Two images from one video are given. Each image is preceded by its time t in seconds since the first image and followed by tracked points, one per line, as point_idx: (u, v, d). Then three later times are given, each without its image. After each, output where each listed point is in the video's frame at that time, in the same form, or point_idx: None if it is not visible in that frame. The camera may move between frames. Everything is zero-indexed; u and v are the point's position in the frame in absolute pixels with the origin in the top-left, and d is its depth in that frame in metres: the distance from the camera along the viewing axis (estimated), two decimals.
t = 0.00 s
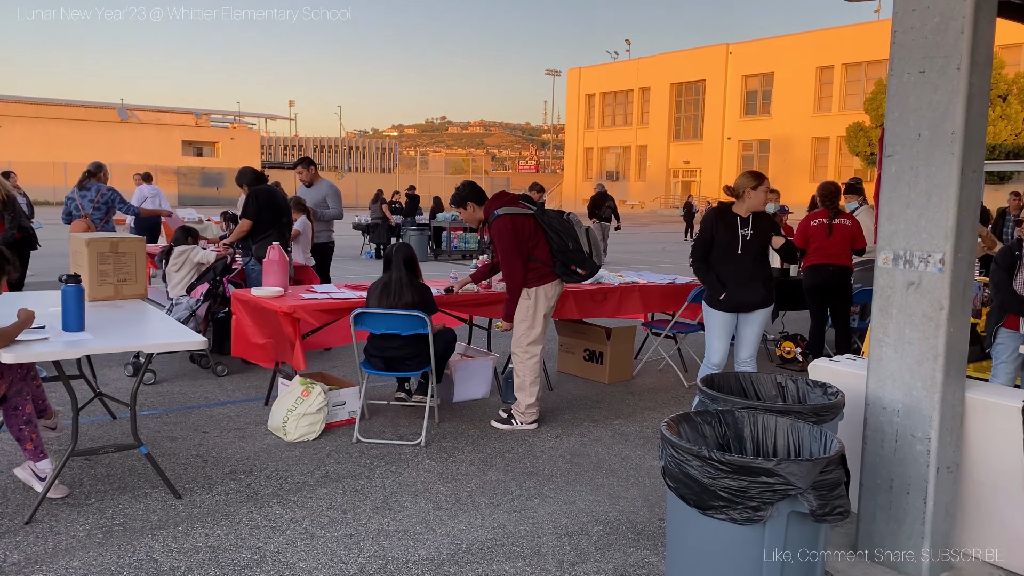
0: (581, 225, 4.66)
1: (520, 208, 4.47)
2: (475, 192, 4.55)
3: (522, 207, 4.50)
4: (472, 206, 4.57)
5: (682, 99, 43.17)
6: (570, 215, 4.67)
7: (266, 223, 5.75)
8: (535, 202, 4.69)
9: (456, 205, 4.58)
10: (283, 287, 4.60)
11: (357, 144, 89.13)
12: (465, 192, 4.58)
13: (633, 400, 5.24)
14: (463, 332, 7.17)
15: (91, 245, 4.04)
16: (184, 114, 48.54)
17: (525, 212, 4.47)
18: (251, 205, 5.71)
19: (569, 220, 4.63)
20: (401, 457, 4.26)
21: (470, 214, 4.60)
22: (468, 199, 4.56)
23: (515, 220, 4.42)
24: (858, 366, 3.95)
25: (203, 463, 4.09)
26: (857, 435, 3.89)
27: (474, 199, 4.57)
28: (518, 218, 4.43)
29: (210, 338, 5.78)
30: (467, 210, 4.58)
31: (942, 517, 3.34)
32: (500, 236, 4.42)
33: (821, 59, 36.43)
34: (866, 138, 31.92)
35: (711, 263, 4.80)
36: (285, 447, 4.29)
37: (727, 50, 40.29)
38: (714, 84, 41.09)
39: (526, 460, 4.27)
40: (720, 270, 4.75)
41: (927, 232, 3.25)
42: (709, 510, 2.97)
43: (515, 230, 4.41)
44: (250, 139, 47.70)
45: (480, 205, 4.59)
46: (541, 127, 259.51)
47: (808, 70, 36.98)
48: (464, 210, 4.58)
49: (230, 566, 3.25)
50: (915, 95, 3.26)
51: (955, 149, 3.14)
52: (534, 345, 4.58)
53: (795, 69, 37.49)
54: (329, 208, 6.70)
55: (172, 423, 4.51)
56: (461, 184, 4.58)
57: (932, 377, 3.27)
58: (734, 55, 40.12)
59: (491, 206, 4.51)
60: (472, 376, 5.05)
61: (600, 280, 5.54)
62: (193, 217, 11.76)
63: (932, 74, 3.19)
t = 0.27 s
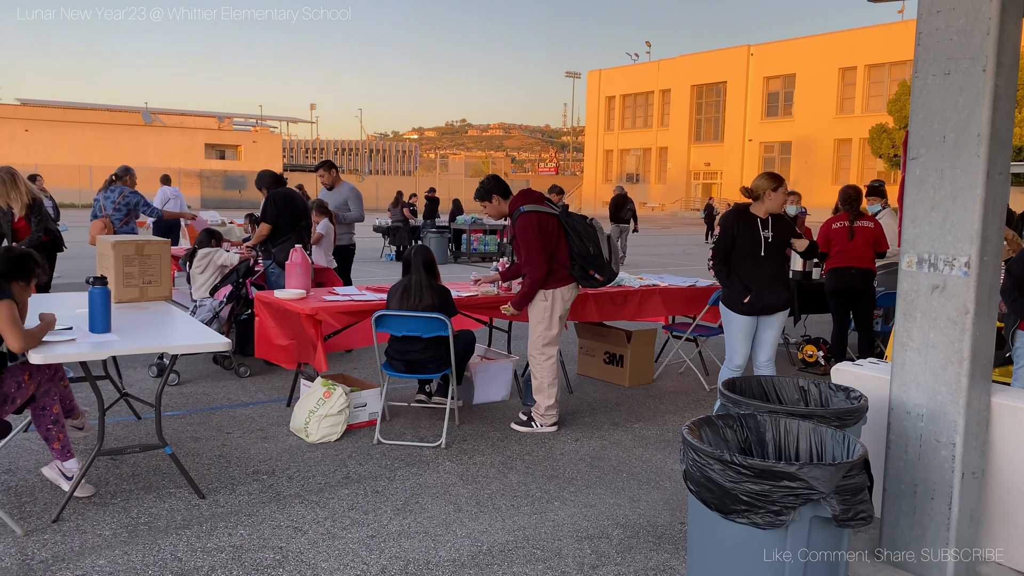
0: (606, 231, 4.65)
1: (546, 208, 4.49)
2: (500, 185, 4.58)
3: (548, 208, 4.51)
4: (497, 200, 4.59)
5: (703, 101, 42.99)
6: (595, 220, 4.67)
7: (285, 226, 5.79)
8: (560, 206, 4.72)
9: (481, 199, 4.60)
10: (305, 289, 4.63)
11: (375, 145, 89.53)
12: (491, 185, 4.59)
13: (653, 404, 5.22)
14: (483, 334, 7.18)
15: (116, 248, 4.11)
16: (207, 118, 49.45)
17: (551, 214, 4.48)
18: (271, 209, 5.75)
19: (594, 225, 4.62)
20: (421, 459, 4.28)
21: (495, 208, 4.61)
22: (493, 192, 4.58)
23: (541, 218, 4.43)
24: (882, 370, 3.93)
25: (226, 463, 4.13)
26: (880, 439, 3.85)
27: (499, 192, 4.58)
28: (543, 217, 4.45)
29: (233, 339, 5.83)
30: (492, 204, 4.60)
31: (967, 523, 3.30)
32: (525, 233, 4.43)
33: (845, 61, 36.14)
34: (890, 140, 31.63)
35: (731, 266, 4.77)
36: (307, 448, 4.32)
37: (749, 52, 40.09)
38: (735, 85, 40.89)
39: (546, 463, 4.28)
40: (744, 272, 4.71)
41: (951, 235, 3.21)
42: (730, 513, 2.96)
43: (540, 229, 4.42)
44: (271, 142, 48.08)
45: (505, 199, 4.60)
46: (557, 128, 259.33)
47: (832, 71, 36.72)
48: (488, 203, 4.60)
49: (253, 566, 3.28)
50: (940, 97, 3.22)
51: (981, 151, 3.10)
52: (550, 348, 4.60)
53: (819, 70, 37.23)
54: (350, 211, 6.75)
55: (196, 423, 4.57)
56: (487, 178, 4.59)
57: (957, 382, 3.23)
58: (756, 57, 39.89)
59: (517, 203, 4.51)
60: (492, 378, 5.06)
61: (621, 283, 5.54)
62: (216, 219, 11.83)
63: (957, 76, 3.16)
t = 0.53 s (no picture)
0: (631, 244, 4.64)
1: (575, 206, 4.51)
2: (534, 174, 4.53)
3: (577, 208, 4.53)
4: (529, 187, 4.56)
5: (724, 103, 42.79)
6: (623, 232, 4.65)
7: (305, 229, 5.84)
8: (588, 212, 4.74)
9: (512, 185, 4.56)
10: (327, 291, 4.67)
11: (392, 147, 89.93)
12: (524, 171, 4.55)
13: (674, 407, 5.21)
14: (503, 336, 7.19)
15: (142, 250, 4.17)
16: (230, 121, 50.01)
17: (579, 215, 4.51)
18: (290, 213, 5.82)
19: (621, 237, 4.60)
20: (442, 461, 4.30)
21: (526, 195, 4.58)
22: (526, 179, 4.54)
23: (569, 215, 4.45)
24: (906, 375, 3.89)
25: (249, 463, 4.17)
26: (905, 444, 3.81)
27: (533, 179, 4.55)
28: (572, 214, 4.47)
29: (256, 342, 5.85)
30: (524, 190, 4.56)
31: (993, 529, 3.25)
32: (552, 226, 4.43)
33: (868, 61, 35.82)
34: (913, 141, 31.29)
35: (752, 269, 4.74)
36: (329, 449, 4.35)
37: (772, 53, 39.85)
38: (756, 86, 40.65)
39: (566, 465, 4.28)
40: (765, 275, 4.67)
41: (977, 238, 3.17)
42: (753, 517, 2.94)
43: (567, 228, 4.43)
44: (292, 144, 48.47)
45: (537, 187, 4.58)
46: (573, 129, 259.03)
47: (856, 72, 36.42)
48: (520, 189, 4.56)
49: (275, 566, 3.31)
50: (965, 98, 3.19)
51: (1008, 153, 3.07)
52: (562, 348, 4.60)
53: (842, 71, 36.92)
54: (371, 214, 6.78)
55: (219, 424, 4.61)
56: (521, 163, 4.55)
57: (983, 387, 3.19)
58: (779, 58, 39.61)
59: (548, 195, 4.52)
60: (513, 380, 5.07)
61: (642, 285, 5.53)
62: (240, 221, 11.93)
63: (983, 78, 3.12)
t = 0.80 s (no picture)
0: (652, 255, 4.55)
1: (603, 210, 4.50)
2: (572, 167, 4.52)
3: (605, 213, 4.51)
4: (565, 180, 4.53)
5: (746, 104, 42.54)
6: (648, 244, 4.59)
7: (326, 230, 5.88)
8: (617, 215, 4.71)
9: (550, 175, 4.54)
10: (349, 292, 4.68)
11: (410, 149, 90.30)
12: (564, 164, 4.53)
13: (694, 410, 5.18)
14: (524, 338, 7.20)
15: (167, 252, 4.20)
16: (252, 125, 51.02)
17: (605, 220, 4.49)
18: (312, 214, 5.86)
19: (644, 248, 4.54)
20: (462, 462, 4.31)
21: (561, 187, 4.55)
22: (564, 171, 4.52)
23: (596, 217, 4.45)
24: (931, 379, 3.84)
25: (271, 464, 4.20)
26: (930, 449, 3.77)
27: (571, 172, 4.53)
28: (599, 217, 4.46)
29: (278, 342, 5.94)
30: (560, 182, 4.55)
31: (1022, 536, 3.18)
32: (577, 226, 4.42)
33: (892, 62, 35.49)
34: (938, 143, 30.94)
35: (774, 271, 4.70)
36: (349, 450, 4.37)
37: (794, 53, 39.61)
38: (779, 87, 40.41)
39: (586, 468, 4.27)
40: (786, 278, 4.64)
41: (1004, 241, 3.13)
42: (775, 522, 2.92)
43: (591, 231, 4.42)
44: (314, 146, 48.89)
45: (573, 181, 4.56)
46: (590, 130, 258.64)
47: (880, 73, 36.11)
48: (556, 180, 4.54)
49: (297, 566, 3.33)
50: (992, 100, 3.15)
51: None
52: (570, 349, 4.60)
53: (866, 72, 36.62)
54: (393, 216, 6.80)
55: (242, 424, 4.65)
56: (563, 155, 4.53)
57: (1010, 392, 3.14)
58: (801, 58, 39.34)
59: (582, 193, 4.54)
60: (533, 382, 5.06)
61: (662, 288, 5.51)
62: (263, 223, 12.04)
63: (1011, 78, 3.08)
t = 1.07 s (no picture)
0: (672, 263, 4.47)
1: (628, 212, 4.50)
2: (604, 166, 4.54)
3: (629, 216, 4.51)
4: (596, 178, 4.57)
5: (768, 105, 42.22)
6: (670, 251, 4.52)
7: (348, 229, 5.92)
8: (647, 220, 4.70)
9: (580, 173, 4.57)
10: (371, 293, 4.70)
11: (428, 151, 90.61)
12: (596, 162, 4.56)
13: (716, 413, 5.16)
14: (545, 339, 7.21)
15: (192, 253, 4.25)
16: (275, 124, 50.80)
17: (629, 223, 4.48)
18: (335, 212, 5.93)
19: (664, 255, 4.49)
20: (483, 463, 4.32)
21: (590, 185, 4.59)
22: (595, 170, 4.55)
23: (620, 219, 4.45)
24: (957, 383, 3.79)
25: (294, 463, 4.24)
26: (956, 454, 3.71)
27: (601, 172, 4.56)
28: (623, 219, 4.45)
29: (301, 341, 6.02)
30: (590, 180, 4.58)
31: None
32: (599, 227, 4.43)
33: (916, 62, 35.10)
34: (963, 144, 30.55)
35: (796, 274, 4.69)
36: (371, 450, 4.40)
37: (817, 54, 39.30)
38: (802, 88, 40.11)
39: (608, 470, 4.27)
40: (807, 282, 4.61)
41: None
42: (798, 525, 2.90)
43: (611, 234, 4.41)
44: (336, 148, 49.16)
45: (603, 180, 4.59)
46: (612, 132, 258.15)
47: (904, 74, 35.72)
48: (586, 178, 4.57)
49: (319, 565, 3.35)
50: (1020, 100, 3.11)
51: None
52: (593, 351, 4.60)
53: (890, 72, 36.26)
54: (414, 219, 6.81)
55: (265, 423, 4.70)
56: (595, 154, 4.55)
57: None
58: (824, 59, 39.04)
59: (611, 193, 4.56)
60: (554, 384, 5.07)
61: (684, 290, 5.49)
62: (286, 224, 12.15)
63: None
